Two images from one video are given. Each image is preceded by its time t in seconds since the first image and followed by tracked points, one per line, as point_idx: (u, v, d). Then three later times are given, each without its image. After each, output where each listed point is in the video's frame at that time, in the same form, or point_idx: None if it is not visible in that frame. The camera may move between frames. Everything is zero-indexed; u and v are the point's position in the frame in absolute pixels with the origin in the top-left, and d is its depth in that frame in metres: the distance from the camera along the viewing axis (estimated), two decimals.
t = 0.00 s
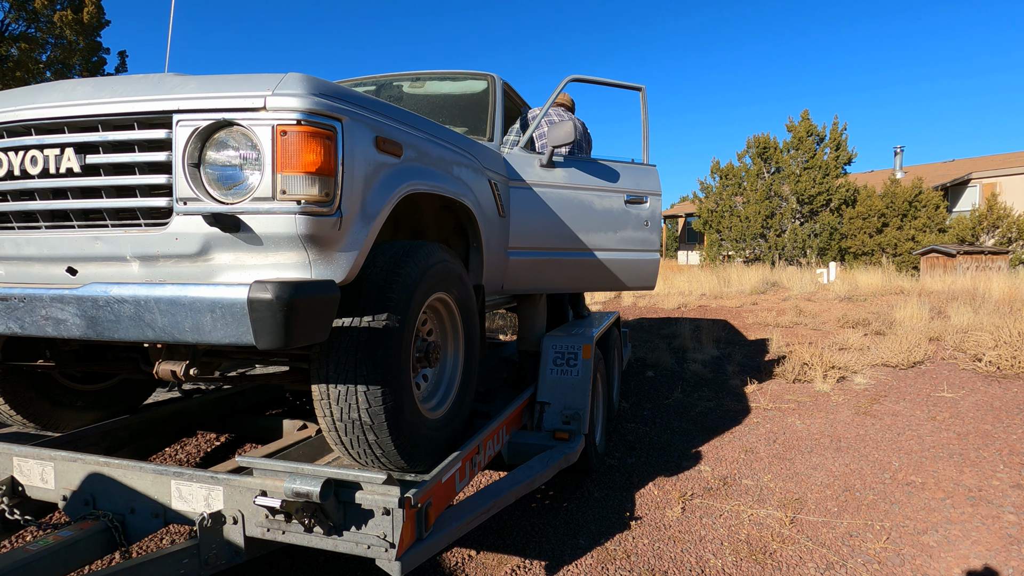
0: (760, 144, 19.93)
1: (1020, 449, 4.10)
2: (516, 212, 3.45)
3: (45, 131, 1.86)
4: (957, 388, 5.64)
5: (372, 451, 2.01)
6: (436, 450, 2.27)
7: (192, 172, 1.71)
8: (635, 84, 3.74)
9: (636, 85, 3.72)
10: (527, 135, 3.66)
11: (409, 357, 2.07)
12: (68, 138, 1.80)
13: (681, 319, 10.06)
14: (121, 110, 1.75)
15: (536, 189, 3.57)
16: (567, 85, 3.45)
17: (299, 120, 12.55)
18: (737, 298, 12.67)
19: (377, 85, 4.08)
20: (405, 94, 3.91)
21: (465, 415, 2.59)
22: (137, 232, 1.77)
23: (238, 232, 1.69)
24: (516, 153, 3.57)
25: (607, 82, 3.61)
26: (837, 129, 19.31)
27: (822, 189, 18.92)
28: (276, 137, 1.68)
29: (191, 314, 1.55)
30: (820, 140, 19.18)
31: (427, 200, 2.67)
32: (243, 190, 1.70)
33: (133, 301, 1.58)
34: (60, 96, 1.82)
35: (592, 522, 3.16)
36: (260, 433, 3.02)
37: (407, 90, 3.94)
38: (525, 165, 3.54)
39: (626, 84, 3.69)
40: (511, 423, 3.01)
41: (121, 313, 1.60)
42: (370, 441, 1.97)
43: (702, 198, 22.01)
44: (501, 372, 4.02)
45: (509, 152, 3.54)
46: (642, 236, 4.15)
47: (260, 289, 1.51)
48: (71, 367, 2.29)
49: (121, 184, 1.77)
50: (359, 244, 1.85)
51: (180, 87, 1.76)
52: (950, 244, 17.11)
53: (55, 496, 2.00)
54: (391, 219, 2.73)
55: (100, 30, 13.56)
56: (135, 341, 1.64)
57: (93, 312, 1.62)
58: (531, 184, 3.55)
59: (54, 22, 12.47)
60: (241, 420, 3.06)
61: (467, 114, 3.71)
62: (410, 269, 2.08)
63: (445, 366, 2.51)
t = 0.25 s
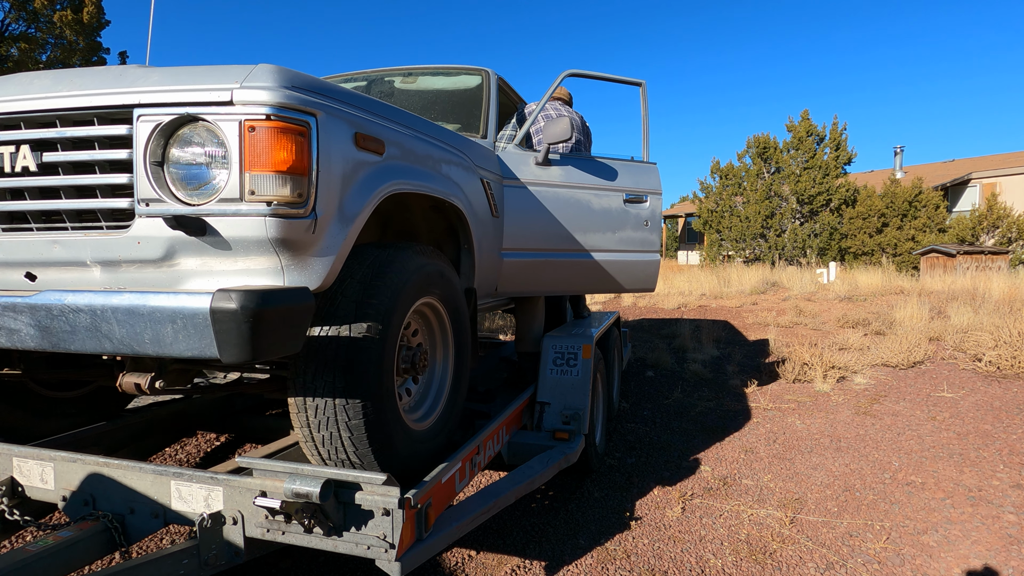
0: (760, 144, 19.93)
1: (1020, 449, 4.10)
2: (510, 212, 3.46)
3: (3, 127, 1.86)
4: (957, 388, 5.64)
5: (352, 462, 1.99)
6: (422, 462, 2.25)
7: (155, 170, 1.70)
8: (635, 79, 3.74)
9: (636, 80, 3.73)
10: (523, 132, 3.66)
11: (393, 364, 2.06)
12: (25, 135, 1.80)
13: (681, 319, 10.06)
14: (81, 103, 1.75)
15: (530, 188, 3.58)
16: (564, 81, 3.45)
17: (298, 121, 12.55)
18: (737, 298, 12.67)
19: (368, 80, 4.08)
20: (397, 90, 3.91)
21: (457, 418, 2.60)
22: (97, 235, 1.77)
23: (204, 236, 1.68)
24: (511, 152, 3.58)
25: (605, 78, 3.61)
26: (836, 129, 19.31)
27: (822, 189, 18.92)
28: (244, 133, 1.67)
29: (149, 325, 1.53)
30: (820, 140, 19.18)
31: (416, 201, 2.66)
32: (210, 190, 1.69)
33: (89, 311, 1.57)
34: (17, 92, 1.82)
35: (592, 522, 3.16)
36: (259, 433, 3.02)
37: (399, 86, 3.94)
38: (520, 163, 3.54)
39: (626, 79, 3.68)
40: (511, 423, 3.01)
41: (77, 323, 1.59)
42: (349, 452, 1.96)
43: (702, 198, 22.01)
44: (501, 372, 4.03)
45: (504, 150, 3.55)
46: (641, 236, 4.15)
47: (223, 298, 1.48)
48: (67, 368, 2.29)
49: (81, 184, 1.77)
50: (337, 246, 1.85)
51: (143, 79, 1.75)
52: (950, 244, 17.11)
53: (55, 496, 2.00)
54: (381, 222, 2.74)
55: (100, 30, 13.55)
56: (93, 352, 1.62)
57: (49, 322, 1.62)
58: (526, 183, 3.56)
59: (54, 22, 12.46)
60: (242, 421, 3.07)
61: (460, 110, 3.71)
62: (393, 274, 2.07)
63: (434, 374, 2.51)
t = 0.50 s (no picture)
0: (760, 144, 19.92)
1: (1020, 449, 4.09)
2: (505, 209, 3.45)
3: None
4: (957, 388, 5.64)
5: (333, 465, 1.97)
6: (412, 468, 2.24)
7: (118, 159, 1.67)
8: (640, 73, 3.74)
9: (642, 73, 3.71)
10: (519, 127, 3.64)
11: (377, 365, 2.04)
12: None
13: (682, 319, 10.06)
14: (45, 87, 1.73)
15: (526, 184, 3.57)
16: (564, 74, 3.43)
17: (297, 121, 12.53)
18: (737, 298, 12.66)
19: (361, 74, 4.06)
20: (390, 83, 3.89)
21: (450, 418, 2.59)
22: (59, 229, 1.75)
23: (170, 230, 1.66)
24: (507, 146, 3.56)
25: (605, 71, 3.59)
26: (837, 129, 19.31)
27: (822, 189, 18.91)
28: (211, 119, 1.64)
29: (105, 326, 1.49)
30: (820, 140, 19.18)
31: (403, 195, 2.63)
32: (176, 180, 1.66)
33: (45, 309, 1.54)
34: None
35: (592, 522, 3.15)
36: (258, 433, 3.02)
37: (392, 79, 3.92)
38: (516, 158, 3.54)
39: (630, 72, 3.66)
40: (511, 424, 3.01)
41: (34, 322, 1.56)
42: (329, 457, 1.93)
43: (702, 198, 22.00)
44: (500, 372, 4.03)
45: (500, 143, 3.53)
46: (642, 234, 4.14)
47: (186, 297, 1.43)
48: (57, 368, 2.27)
49: (42, 175, 1.75)
50: (314, 242, 1.83)
51: (106, 63, 1.72)
52: (950, 244, 17.11)
53: (53, 497, 1.99)
54: (369, 216, 2.72)
55: (100, 31, 13.53)
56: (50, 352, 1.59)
57: (4, 321, 1.59)
58: (522, 178, 3.55)
59: (54, 22, 12.45)
60: (241, 421, 3.07)
61: (455, 104, 3.71)
62: (376, 272, 2.05)
63: (424, 376, 2.50)
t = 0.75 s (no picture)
0: (760, 144, 19.92)
1: (1020, 449, 4.09)
2: (508, 211, 3.51)
3: None
4: (957, 388, 5.64)
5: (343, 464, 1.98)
6: (416, 467, 2.24)
7: (138, 164, 1.69)
8: (656, 69, 3.72)
9: (658, 69, 3.69)
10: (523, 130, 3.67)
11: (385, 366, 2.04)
12: (4, 127, 1.79)
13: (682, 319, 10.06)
14: (61, 93, 1.73)
15: (528, 185, 3.61)
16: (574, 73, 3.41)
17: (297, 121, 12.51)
18: (737, 298, 12.66)
19: (364, 76, 4.06)
20: (393, 86, 3.89)
21: (454, 419, 2.59)
22: (78, 232, 1.76)
23: (188, 232, 1.67)
24: (511, 148, 3.60)
25: (616, 67, 3.58)
26: (837, 129, 19.30)
27: (822, 189, 18.91)
28: (229, 125, 1.65)
29: (129, 327, 1.50)
30: (820, 140, 19.18)
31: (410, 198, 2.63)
32: (195, 185, 1.68)
33: (67, 310, 1.54)
34: None
35: (592, 522, 3.16)
36: (258, 433, 3.02)
37: (395, 82, 3.92)
38: (519, 160, 3.59)
39: (645, 67, 3.59)
40: (511, 424, 3.01)
41: (56, 323, 1.56)
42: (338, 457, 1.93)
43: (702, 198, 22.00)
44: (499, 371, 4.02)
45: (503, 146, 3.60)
46: (655, 234, 4.10)
47: (206, 298, 1.44)
48: (61, 368, 2.27)
49: (61, 178, 1.76)
50: (326, 245, 1.84)
51: (124, 70, 1.74)
52: (950, 244, 17.10)
53: (52, 497, 2.00)
54: (375, 219, 2.73)
55: (100, 31, 13.53)
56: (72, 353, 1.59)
57: (27, 322, 1.59)
58: (524, 179, 3.59)
59: (54, 22, 12.44)
60: (241, 421, 3.07)
61: (457, 106, 3.71)
62: (385, 274, 2.06)
63: (430, 376, 2.51)
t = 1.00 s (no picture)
0: (760, 144, 19.93)
1: (1020, 449, 4.10)
2: (512, 214, 3.56)
3: (20, 130, 1.86)
4: (957, 388, 5.64)
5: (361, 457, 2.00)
6: (429, 457, 2.26)
7: (172, 171, 1.71)
8: (663, 71, 3.72)
9: (666, 71, 3.69)
10: (528, 134, 3.70)
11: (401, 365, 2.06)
12: (45, 136, 1.79)
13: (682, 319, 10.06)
14: (99, 106, 1.74)
15: (532, 188, 3.63)
16: (579, 78, 3.43)
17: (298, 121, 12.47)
18: (737, 298, 12.66)
19: (372, 82, 4.07)
20: (400, 91, 3.91)
21: (462, 415, 2.60)
22: (116, 234, 1.77)
23: (219, 234, 1.68)
24: (516, 152, 3.67)
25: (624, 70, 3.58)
26: (837, 129, 19.31)
27: (822, 189, 18.91)
28: (258, 135, 1.67)
29: (171, 320, 1.52)
30: (820, 140, 19.18)
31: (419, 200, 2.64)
32: (226, 190, 1.69)
33: (109, 306, 1.55)
34: (34, 93, 1.81)
35: (591, 522, 3.16)
36: (258, 433, 3.02)
37: (402, 88, 3.94)
38: (524, 163, 3.62)
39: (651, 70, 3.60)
40: (511, 424, 3.01)
41: (97, 319, 1.57)
42: (358, 448, 1.96)
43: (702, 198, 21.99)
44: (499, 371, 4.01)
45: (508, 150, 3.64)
46: (662, 235, 4.08)
47: (240, 295, 1.48)
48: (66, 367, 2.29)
49: (98, 184, 1.77)
50: (347, 246, 1.86)
51: (159, 82, 1.75)
52: (950, 244, 17.11)
53: (53, 497, 2.00)
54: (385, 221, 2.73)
55: (100, 31, 13.53)
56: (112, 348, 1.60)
57: (69, 318, 1.59)
58: (527, 182, 3.62)
59: (54, 22, 12.43)
60: (241, 421, 3.06)
61: (463, 112, 3.71)
62: (400, 273, 2.07)
63: (440, 371, 2.50)
